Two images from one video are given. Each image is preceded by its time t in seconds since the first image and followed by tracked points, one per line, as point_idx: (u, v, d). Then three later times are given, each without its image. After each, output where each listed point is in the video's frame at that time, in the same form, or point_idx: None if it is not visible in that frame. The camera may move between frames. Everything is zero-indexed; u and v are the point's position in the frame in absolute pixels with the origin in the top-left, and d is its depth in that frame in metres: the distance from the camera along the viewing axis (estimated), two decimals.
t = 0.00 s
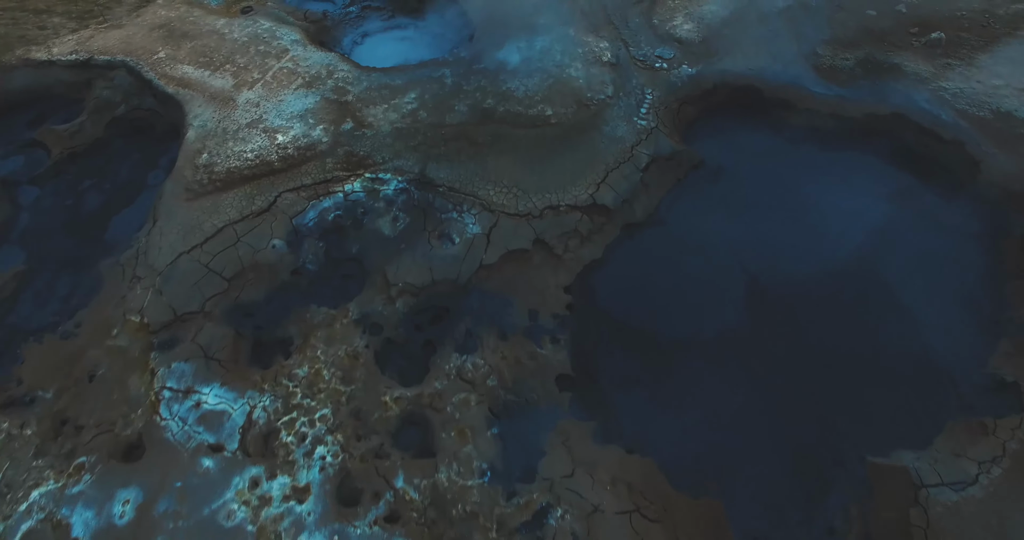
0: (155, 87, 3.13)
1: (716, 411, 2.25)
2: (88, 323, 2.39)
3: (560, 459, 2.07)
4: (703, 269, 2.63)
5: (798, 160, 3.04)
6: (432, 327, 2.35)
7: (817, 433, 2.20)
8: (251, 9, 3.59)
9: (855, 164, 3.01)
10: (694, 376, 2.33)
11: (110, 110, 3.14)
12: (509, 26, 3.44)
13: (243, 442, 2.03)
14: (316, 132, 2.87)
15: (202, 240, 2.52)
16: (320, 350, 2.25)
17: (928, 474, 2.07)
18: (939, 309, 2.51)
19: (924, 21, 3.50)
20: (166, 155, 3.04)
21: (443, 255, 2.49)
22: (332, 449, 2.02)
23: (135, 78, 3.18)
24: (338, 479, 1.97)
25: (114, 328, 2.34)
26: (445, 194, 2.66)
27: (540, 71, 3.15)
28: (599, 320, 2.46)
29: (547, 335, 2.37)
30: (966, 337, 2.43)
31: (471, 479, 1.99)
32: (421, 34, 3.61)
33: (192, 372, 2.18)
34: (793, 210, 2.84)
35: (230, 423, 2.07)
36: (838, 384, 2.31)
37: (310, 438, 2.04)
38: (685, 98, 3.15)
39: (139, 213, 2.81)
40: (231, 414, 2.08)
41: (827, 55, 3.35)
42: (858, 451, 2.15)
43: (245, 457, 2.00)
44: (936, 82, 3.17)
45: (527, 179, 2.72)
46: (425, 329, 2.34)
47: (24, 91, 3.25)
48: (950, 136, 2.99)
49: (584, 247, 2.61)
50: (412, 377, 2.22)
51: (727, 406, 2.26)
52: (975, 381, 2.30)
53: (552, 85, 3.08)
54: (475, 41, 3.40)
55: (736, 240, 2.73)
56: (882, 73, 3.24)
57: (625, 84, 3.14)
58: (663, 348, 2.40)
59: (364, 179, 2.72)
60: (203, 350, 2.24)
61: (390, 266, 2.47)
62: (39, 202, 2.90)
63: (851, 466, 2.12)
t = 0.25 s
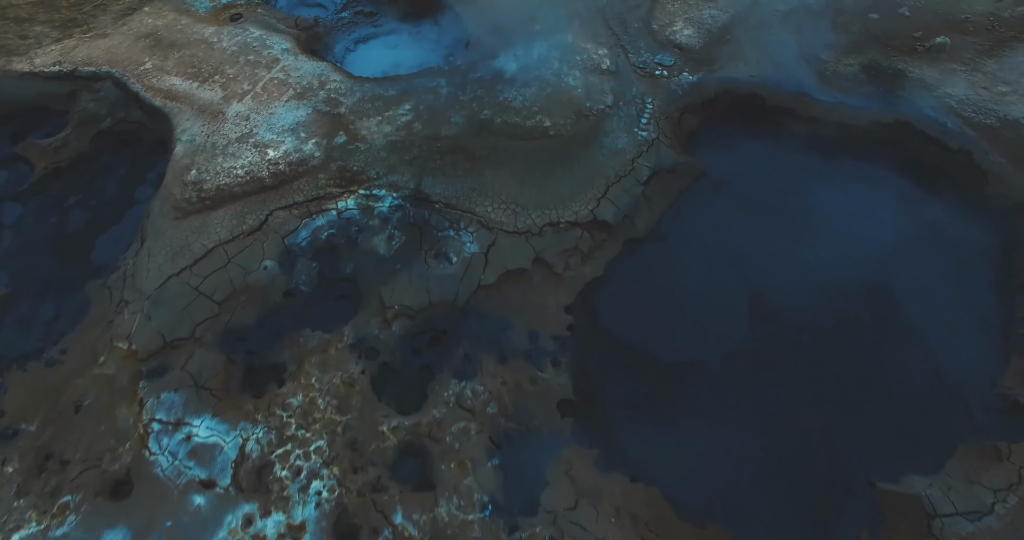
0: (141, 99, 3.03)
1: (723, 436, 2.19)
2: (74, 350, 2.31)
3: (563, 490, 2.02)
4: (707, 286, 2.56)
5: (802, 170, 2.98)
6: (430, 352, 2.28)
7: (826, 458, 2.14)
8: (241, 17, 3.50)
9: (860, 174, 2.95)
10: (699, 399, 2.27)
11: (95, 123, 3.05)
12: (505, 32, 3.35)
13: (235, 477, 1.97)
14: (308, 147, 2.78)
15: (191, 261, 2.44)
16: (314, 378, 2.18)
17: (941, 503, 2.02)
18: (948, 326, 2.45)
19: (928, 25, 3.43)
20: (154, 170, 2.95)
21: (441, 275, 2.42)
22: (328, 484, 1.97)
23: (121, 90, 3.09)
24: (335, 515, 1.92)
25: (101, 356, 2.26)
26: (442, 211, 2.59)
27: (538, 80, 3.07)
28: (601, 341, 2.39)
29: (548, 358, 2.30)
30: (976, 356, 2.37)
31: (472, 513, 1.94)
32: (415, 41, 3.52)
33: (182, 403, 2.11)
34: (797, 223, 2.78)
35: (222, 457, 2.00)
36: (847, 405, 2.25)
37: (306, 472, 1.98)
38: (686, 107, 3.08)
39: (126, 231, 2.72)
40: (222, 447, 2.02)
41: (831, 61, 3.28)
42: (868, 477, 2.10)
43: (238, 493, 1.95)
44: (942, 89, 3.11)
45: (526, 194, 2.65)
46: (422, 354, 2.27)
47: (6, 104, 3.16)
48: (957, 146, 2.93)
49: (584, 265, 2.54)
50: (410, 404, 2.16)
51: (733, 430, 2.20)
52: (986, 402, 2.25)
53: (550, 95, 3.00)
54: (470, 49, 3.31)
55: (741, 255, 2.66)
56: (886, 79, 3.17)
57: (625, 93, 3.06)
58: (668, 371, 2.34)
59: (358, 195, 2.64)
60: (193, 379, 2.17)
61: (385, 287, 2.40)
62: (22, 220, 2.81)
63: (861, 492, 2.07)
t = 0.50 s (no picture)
0: (128, 113, 2.95)
1: (730, 462, 2.13)
2: (60, 380, 2.24)
3: (566, 523, 1.98)
4: (711, 304, 2.50)
5: (805, 182, 2.92)
6: (428, 378, 2.22)
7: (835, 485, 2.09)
8: (229, 25, 3.41)
9: (865, 186, 2.89)
10: (704, 423, 2.22)
11: (80, 138, 2.96)
12: (501, 39, 3.27)
13: (228, 515, 1.91)
14: (300, 163, 2.70)
15: (181, 285, 2.37)
16: (309, 407, 2.11)
17: (956, 531, 1.96)
18: (957, 343, 2.40)
19: (932, 29, 3.36)
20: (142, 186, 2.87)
21: (439, 297, 2.35)
22: (324, 520, 1.91)
23: (106, 103, 3.00)
24: None
25: (87, 386, 2.19)
26: (439, 230, 2.52)
27: (535, 90, 3.00)
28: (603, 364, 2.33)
29: (550, 383, 2.25)
30: (987, 374, 2.32)
31: None
32: (410, 49, 3.44)
33: (172, 437, 2.05)
34: (802, 237, 2.72)
35: (214, 494, 1.94)
36: (856, 429, 2.20)
37: (301, 508, 1.93)
38: (687, 116, 3.01)
39: (113, 252, 2.65)
40: (214, 484, 1.96)
41: (834, 67, 3.21)
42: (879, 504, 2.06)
43: (231, 532, 1.89)
44: (947, 96, 3.05)
45: (525, 211, 2.58)
46: (420, 380, 2.21)
47: None
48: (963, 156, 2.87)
49: (585, 284, 2.48)
50: (408, 434, 2.10)
51: (741, 456, 2.15)
52: (998, 423, 2.20)
53: (549, 105, 2.92)
54: (466, 56, 3.22)
55: (745, 271, 2.60)
56: (891, 86, 3.11)
57: (625, 103, 2.99)
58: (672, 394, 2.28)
59: (352, 213, 2.56)
60: (184, 411, 2.10)
61: (381, 311, 2.33)
62: (5, 240, 2.73)
63: (871, 520, 2.03)
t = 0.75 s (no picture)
0: (115, 128, 2.86)
1: (738, 489, 2.08)
2: (46, 411, 2.17)
3: None
4: (717, 323, 2.44)
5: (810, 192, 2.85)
6: (427, 406, 2.15)
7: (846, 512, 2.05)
8: (219, 34, 3.32)
9: (872, 196, 2.82)
10: (711, 449, 2.16)
11: (65, 153, 2.88)
12: (498, 47, 3.19)
13: None
14: (293, 179, 2.63)
15: (171, 310, 2.30)
16: (306, 439, 2.05)
17: None
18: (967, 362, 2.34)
19: (938, 32, 3.29)
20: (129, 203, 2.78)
21: (437, 321, 2.29)
22: None
23: (92, 118, 2.92)
24: None
25: (74, 418, 2.12)
26: (436, 249, 2.46)
27: (534, 100, 2.92)
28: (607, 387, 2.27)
29: (553, 409, 2.18)
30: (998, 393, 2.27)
31: None
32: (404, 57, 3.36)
33: (163, 473, 1.99)
34: (808, 251, 2.66)
35: (207, 532, 1.90)
36: (866, 453, 2.15)
37: None
38: (689, 126, 2.94)
39: (101, 273, 2.57)
40: (207, 522, 1.91)
41: (838, 73, 3.14)
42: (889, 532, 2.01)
43: None
44: (954, 103, 2.99)
45: (525, 229, 2.52)
46: (419, 408, 2.15)
47: None
48: (971, 165, 2.81)
49: (587, 304, 2.42)
50: (407, 465, 2.04)
51: (749, 483, 2.10)
52: (1010, 446, 2.16)
53: (548, 116, 2.85)
54: (462, 65, 3.14)
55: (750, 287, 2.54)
56: (896, 94, 3.04)
57: (626, 113, 2.92)
58: (678, 418, 2.22)
59: (347, 233, 2.49)
60: (175, 444, 2.04)
61: (379, 335, 2.27)
62: None
63: None
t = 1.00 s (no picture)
0: (102, 144, 2.78)
1: (746, 518, 2.04)
2: (34, 444, 2.11)
3: None
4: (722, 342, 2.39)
5: (816, 204, 2.79)
6: (427, 435, 2.10)
7: None
8: (209, 44, 3.23)
9: (879, 208, 2.76)
10: (718, 475, 2.11)
11: (51, 170, 2.79)
12: (495, 55, 3.11)
13: None
14: (286, 198, 2.55)
15: (162, 337, 2.23)
16: (303, 472, 2.00)
17: None
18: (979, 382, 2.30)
19: (943, 37, 3.23)
20: (118, 222, 2.70)
21: (437, 346, 2.23)
22: None
23: (78, 133, 2.83)
24: None
25: (63, 452, 2.06)
26: (435, 271, 2.39)
27: (533, 112, 2.85)
28: (611, 412, 2.22)
29: (556, 436, 2.13)
30: (1010, 414, 2.23)
31: None
32: (399, 65, 3.27)
33: (154, 512, 1.95)
34: (815, 266, 2.60)
35: None
36: (876, 478, 2.11)
37: None
38: (692, 137, 2.88)
39: (89, 297, 2.50)
40: None
41: (843, 80, 3.08)
42: None
43: None
44: (961, 111, 2.93)
45: (525, 248, 2.46)
46: (419, 437, 2.09)
47: None
48: (979, 176, 2.76)
49: (590, 326, 2.36)
50: (407, 498, 2.00)
51: (757, 511, 2.05)
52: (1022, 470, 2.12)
53: (548, 129, 2.77)
54: (458, 74, 3.07)
55: (756, 305, 2.48)
56: (902, 102, 2.98)
57: (627, 124, 2.85)
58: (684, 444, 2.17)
59: (343, 254, 2.42)
60: (167, 480, 1.99)
61: (376, 361, 2.20)
62: None
63: None
